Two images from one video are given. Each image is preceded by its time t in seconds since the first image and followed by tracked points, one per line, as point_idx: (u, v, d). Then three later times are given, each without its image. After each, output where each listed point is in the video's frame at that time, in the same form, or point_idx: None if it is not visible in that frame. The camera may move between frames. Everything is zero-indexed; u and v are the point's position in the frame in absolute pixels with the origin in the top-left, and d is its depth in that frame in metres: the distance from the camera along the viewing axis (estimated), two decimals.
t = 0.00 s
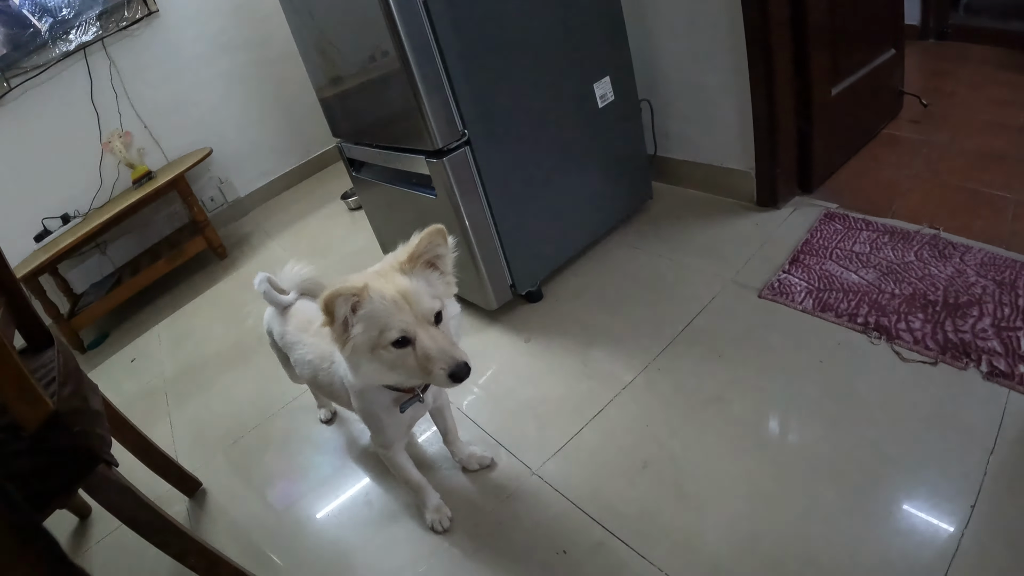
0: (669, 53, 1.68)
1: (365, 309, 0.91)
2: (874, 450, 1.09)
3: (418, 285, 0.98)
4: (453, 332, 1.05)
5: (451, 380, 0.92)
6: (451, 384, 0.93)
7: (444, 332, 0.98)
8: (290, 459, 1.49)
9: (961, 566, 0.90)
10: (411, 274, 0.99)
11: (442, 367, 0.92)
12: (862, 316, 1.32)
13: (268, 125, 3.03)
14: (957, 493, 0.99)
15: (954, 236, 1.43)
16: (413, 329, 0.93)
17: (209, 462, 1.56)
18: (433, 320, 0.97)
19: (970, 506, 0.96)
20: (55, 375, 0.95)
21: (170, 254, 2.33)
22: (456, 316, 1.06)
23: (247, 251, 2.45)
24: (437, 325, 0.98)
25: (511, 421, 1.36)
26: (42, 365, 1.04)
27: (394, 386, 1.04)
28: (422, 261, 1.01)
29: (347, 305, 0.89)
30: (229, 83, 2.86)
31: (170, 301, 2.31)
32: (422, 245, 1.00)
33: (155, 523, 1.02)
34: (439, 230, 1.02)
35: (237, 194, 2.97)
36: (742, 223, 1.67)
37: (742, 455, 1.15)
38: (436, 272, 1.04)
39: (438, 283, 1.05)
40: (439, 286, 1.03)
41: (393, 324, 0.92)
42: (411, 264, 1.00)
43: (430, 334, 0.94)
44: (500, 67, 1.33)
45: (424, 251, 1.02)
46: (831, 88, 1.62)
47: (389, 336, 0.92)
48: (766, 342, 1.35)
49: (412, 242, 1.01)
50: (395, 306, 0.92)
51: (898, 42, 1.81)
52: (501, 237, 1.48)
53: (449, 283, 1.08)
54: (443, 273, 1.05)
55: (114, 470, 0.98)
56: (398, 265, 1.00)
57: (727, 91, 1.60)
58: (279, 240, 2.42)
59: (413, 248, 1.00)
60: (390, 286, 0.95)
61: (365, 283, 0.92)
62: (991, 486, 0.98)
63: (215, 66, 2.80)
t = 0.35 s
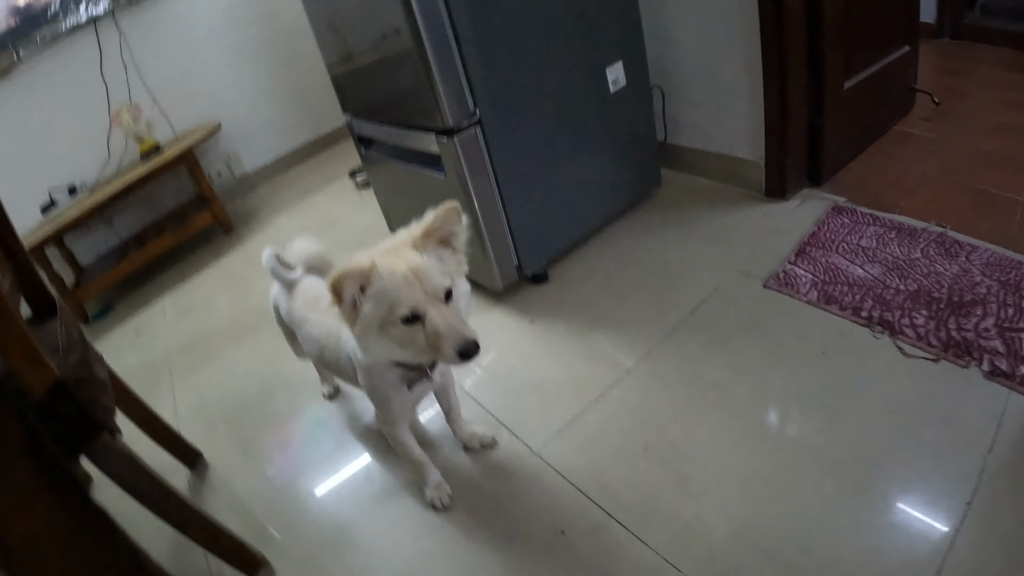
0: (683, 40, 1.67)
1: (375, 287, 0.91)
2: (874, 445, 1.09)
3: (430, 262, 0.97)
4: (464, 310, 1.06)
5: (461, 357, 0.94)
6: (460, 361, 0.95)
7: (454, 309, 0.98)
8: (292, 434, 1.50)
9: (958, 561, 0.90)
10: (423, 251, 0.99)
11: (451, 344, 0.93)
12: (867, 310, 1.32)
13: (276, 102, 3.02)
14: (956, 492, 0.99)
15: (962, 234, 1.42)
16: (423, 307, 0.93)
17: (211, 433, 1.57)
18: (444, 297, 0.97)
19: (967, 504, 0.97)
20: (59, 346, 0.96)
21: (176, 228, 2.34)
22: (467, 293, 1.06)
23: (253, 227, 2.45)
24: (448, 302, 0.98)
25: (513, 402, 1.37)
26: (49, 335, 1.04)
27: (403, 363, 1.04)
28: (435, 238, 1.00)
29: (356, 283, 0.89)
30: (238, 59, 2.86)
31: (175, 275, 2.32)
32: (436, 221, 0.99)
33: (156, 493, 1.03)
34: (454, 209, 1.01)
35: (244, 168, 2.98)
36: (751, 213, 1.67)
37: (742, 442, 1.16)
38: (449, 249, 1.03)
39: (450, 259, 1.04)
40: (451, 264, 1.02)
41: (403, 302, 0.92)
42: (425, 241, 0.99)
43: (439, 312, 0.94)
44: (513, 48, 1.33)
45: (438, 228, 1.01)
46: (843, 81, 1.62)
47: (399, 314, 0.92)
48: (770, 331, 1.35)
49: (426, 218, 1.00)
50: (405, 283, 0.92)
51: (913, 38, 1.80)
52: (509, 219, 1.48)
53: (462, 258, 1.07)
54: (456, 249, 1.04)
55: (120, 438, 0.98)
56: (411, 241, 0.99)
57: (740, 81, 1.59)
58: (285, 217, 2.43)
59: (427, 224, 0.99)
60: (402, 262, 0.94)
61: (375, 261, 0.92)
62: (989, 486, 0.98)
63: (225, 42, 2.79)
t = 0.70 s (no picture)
0: (687, 26, 1.66)
1: (361, 252, 0.91)
2: (864, 434, 1.08)
3: (416, 229, 0.97)
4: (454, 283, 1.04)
5: (446, 325, 0.91)
6: (447, 331, 0.92)
7: (442, 278, 0.96)
8: (282, 410, 1.49)
9: (945, 548, 0.89)
10: (410, 217, 0.99)
11: (436, 312, 0.90)
12: (862, 303, 1.31)
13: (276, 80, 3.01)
14: (947, 485, 0.97)
15: (962, 232, 1.41)
16: (408, 273, 0.92)
17: (201, 408, 1.56)
18: (431, 265, 0.96)
19: (958, 499, 0.95)
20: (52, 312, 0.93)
21: (172, 203, 2.33)
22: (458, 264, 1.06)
23: (250, 204, 2.44)
24: (435, 271, 0.97)
25: (504, 382, 1.37)
26: (38, 304, 1.02)
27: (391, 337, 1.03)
28: (421, 205, 1.00)
29: (343, 243, 0.89)
30: (240, 37, 2.84)
31: (170, 250, 2.31)
32: (421, 186, 1.00)
33: (140, 463, 1.01)
34: (437, 173, 1.01)
35: (242, 145, 2.98)
36: (749, 204, 1.67)
37: (732, 428, 1.15)
38: (436, 217, 1.03)
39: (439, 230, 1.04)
40: (439, 232, 1.03)
41: (388, 267, 0.91)
42: (411, 209, 1.00)
43: (424, 278, 0.93)
44: (516, 27, 1.32)
45: (425, 195, 1.01)
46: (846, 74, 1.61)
47: (384, 279, 0.91)
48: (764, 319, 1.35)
49: (411, 185, 1.01)
50: (391, 248, 0.91)
51: (919, 34, 1.79)
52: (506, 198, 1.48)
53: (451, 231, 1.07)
54: (444, 219, 1.04)
55: (105, 409, 0.96)
56: (397, 209, 0.99)
57: (743, 70, 1.59)
58: (282, 194, 2.42)
59: (410, 191, 1.00)
60: (388, 228, 0.95)
61: (362, 225, 0.92)
62: (981, 482, 0.96)
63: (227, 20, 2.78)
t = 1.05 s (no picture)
0: (688, 21, 1.66)
1: (350, 225, 0.91)
2: (859, 428, 1.09)
3: (404, 201, 0.98)
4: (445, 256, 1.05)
5: (436, 289, 0.91)
6: (439, 295, 0.92)
7: (431, 248, 0.97)
8: (280, 401, 1.50)
9: (939, 542, 0.90)
10: (397, 190, 1.00)
11: (426, 276, 0.91)
12: (858, 298, 1.32)
13: (276, 72, 3.02)
14: (941, 480, 0.98)
15: (959, 229, 1.41)
16: (397, 241, 0.92)
17: (199, 399, 1.57)
18: (420, 235, 0.97)
19: (952, 494, 0.95)
20: (50, 303, 0.93)
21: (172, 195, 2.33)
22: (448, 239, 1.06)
23: (249, 196, 2.44)
24: (425, 241, 0.98)
25: (501, 374, 1.37)
26: (37, 292, 1.01)
27: (384, 318, 1.03)
28: (406, 179, 1.02)
29: (331, 216, 0.89)
30: (241, 30, 2.84)
31: (169, 242, 2.31)
32: (405, 160, 1.01)
33: (138, 452, 1.02)
34: (420, 147, 1.03)
35: (242, 138, 2.98)
36: (748, 199, 1.67)
37: (727, 422, 1.16)
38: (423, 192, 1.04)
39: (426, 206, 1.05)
40: (427, 206, 1.03)
41: (378, 237, 0.91)
42: (397, 184, 1.01)
43: (413, 246, 0.93)
44: (516, 20, 1.32)
45: (410, 171, 1.02)
46: (846, 70, 1.61)
47: (374, 250, 0.91)
48: (761, 314, 1.36)
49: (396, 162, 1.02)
50: (379, 218, 0.92)
51: (919, 31, 1.79)
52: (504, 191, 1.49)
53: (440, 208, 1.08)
54: (431, 193, 1.05)
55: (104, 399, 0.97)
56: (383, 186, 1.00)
57: (743, 66, 1.59)
58: (282, 186, 2.42)
59: (395, 167, 1.01)
60: (376, 202, 0.96)
61: (349, 200, 0.92)
62: (975, 478, 0.97)
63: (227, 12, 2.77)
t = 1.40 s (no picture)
0: (689, 18, 1.66)
1: (301, 275, 0.94)
2: (859, 425, 1.09)
3: (359, 251, 0.98)
4: (405, 300, 1.06)
5: (382, 350, 0.93)
6: (385, 354, 0.95)
7: (384, 302, 0.98)
8: (279, 396, 1.50)
9: (939, 540, 0.90)
10: (352, 239, 1.01)
11: (373, 336, 0.93)
12: (858, 297, 1.31)
13: (277, 67, 3.02)
14: (939, 479, 0.97)
15: (960, 228, 1.41)
16: (348, 296, 0.94)
17: (198, 394, 1.57)
18: (374, 288, 0.98)
19: (951, 493, 0.95)
20: (48, 296, 0.94)
21: (172, 190, 2.33)
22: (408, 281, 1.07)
23: (249, 192, 2.45)
24: (380, 293, 0.98)
25: (499, 370, 1.37)
26: (36, 287, 1.00)
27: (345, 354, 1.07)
28: (364, 225, 1.01)
29: (280, 270, 0.92)
30: (241, 25, 2.84)
31: (170, 237, 2.32)
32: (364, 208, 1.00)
33: (137, 446, 1.02)
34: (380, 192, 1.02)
35: (243, 133, 2.98)
36: (749, 196, 1.67)
37: (726, 418, 1.16)
38: (383, 236, 1.04)
39: (386, 250, 1.05)
40: (385, 254, 1.03)
41: (327, 292, 0.94)
42: (355, 232, 1.01)
43: (363, 304, 0.95)
44: (517, 16, 1.31)
45: (368, 217, 1.02)
46: (847, 68, 1.61)
47: (324, 303, 0.94)
48: (760, 310, 1.36)
49: (357, 206, 1.01)
50: (329, 273, 0.93)
51: (921, 29, 1.79)
52: (504, 187, 1.48)
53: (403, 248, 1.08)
54: (390, 237, 1.05)
55: (103, 393, 0.97)
56: (342, 231, 1.01)
57: (745, 63, 1.58)
58: (282, 182, 2.42)
59: (355, 212, 1.01)
60: (330, 252, 0.96)
61: (301, 251, 0.93)
62: (973, 477, 0.96)
63: (228, 8, 2.77)
